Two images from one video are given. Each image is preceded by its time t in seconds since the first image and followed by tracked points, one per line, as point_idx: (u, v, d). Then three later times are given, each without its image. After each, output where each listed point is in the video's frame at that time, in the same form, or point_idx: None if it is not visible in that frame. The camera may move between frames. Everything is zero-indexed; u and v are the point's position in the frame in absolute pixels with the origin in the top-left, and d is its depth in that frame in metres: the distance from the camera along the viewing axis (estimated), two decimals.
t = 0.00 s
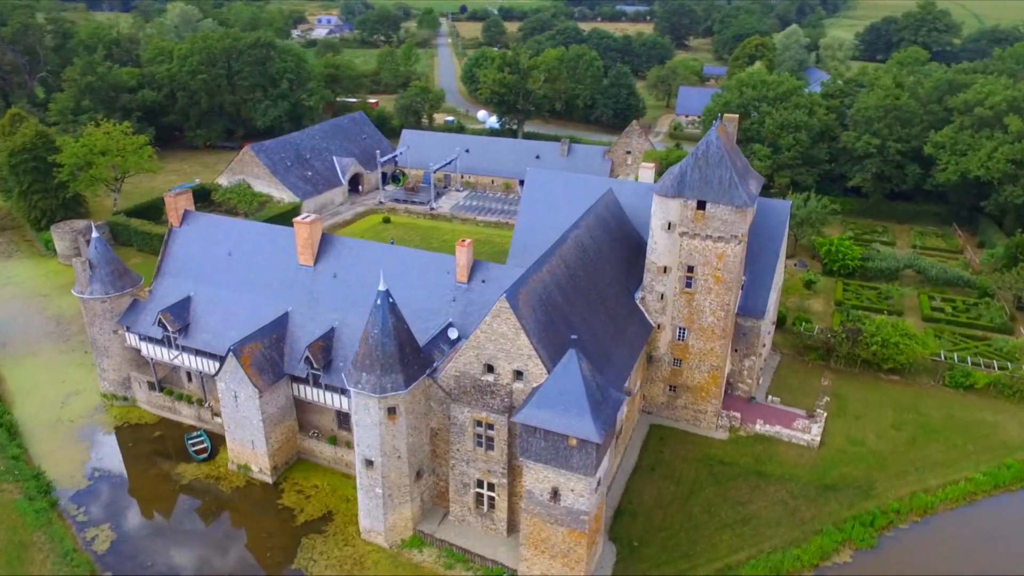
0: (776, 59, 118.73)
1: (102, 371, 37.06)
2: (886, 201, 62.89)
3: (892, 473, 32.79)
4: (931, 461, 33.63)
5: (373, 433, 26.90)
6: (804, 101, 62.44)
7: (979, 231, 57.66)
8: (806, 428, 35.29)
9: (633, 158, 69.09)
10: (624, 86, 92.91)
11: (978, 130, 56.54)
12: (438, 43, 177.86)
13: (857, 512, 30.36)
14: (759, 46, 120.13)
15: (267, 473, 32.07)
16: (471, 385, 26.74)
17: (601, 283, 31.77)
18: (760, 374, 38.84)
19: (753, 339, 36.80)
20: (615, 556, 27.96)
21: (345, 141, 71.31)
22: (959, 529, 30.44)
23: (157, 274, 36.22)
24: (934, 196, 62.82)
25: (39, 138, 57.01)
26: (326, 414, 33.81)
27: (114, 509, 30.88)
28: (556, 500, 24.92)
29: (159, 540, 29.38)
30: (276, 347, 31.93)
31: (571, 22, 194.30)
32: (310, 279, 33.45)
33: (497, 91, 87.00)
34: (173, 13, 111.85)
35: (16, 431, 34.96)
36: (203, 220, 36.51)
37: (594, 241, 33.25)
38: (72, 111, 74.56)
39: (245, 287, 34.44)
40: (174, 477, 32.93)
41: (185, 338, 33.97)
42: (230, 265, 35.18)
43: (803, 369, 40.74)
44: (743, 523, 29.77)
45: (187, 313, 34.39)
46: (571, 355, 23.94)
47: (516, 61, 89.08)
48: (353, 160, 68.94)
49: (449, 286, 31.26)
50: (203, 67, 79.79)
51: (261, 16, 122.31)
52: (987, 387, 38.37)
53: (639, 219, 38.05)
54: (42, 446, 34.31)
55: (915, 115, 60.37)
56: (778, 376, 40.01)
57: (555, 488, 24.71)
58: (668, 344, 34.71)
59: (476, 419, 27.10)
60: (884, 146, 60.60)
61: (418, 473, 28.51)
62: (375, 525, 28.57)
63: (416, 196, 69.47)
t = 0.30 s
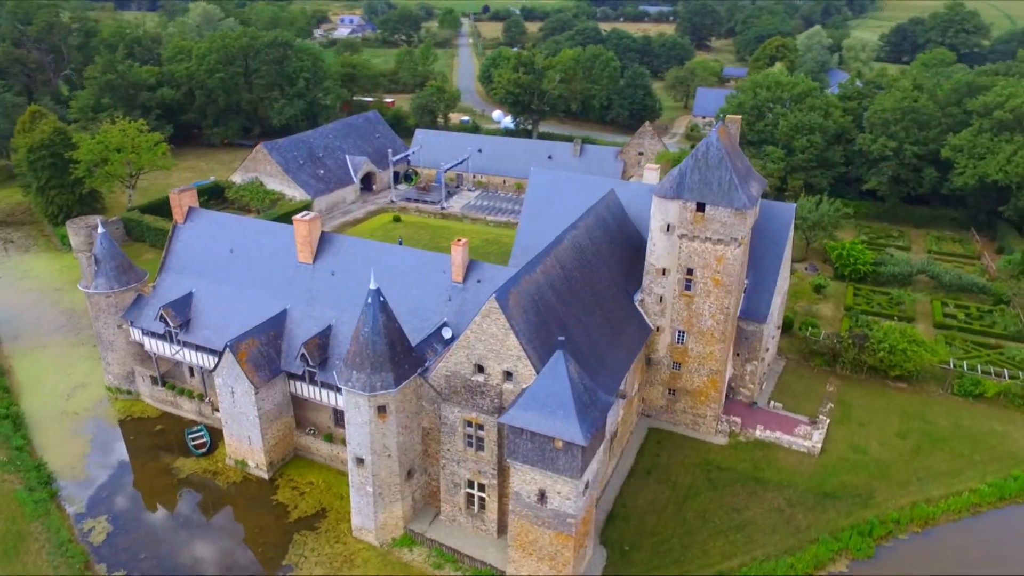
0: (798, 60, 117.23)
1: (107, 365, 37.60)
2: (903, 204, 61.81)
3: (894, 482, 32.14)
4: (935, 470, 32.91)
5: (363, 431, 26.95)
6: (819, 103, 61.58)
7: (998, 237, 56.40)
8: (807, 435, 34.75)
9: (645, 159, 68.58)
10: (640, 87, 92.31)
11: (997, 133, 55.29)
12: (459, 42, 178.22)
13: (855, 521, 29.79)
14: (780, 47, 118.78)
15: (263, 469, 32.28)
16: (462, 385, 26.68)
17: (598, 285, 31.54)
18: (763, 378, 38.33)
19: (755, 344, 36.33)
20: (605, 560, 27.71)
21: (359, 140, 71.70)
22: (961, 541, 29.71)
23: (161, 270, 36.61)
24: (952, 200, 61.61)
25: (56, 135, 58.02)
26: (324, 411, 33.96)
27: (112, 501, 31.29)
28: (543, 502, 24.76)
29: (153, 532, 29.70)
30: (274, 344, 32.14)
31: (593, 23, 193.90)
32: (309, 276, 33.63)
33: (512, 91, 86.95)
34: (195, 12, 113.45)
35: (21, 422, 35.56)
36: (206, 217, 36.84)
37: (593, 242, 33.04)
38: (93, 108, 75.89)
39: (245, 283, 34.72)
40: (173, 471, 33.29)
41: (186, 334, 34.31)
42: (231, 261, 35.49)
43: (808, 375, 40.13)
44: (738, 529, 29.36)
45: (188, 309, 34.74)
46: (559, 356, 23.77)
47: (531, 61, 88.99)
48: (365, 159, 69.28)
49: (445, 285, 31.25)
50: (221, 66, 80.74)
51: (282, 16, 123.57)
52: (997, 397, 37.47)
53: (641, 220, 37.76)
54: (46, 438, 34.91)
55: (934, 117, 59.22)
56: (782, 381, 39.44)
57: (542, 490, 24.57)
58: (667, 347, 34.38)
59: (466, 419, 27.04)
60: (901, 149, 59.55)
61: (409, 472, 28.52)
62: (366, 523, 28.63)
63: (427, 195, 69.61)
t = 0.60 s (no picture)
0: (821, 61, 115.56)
1: (113, 359, 38.16)
2: (921, 209, 60.68)
3: (895, 491, 31.50)
4: (939, 480, 32.20)
5: (354, 429, 27.02)
6: (835, 105, 60.64)
7: (1018, 243, 55.16)
8: (809, 442, 34.20)
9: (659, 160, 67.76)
10: (658, 87, 91.15)
11: (1018, 137, 53.99)
12: (480, 42, 178.44)
13: (854, 531, 29.24)
14: (802, 49, 117.31)
15: (260, 465, 32.53)
16: (452, 385, 26.62)
17: (595, 286, 31.32)
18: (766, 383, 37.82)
19: (758, 348, 35.86)
20: (596, 564, 27.49)
21: (373, 139, 72.03)
22: (963, 553, 29.04)
23: (166, 266, 37.09)
24: (972, 205, 60.33)
25: (75, 131, 59.05)
26: (322, 409, 34.13)
27: (112, 494, 31.72)
28: (530, 504, 24.62)
29: (150, 524, 30.07)
30: (272, 341, 32.40)
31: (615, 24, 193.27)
32: (309, 274, 33.89)
33: (527, 91, 86.80)
34: (218, 12, 114.94)
35: (28, 414, 36.17)
36: (210, 214, 37.24)
37: (592, 243, 32.81)
38: (114, 106, 77.13)
39: (247, 280, 35.04)
40: (172, 465, 33.67)
41: (188, 329, 34.71)
42: (234, 258, 35.85)
43: (814, 381, 39.51)
44: (732, 536, 28.96)
45: (191, 305, 35.13)
46: (546, 358, 23.61)
47: (547, 61, 88.75)
48: (378, 158, 69.59)
49: (441, 285, 31.31)
50: (239, 65, 81.62)
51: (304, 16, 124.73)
52: (1008, 406, 36.57)
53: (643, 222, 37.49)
54: (51, 430, 35.52)
55: (953, 120, 57.95)
56: (786, 386, 38.87)
57: (529, 492, 24.44)
58: (667, 350, 34.04)
59: (457, 419, 26.99)
60: (918, 152, 58.42)
61: (401, 471, 28.53)
62: (357, 521, 28.70)
63: (439, 195, 69.71)
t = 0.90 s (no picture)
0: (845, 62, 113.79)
1: (120, 352, 38.72)
2: (940, 213, 59.45)
3: (897, 501, 30.84)
4: (943, 491, 31.47)
5: (346, 427, 27.08)
6: (852, 107, 59.68)
7: None
8: (811, 449, 33.63)
9: (673, 162, 67.63)
10: (676, 88, 90.15)
11: None
12: (502, 42, 178.52)
13: (852, 541, 28.66)
14: (826, 50, 115.64)
15: (258, 460, 32.77)
16: (444, 384, 26.57)
17: (593, 287, 31.12)
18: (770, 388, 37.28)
19: (760, 353, 35.36)
20: (586, 567, 27.26)
21: (387, 139, 72.34)
22: (965, 566, 28.33)
23: (172, 261, 37.59)
24: (993, 210, 58.95)
25: (94, 128, 60.06)
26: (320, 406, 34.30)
27: (112, 486, 32.16)
28: (518, 505, 24.49)
29: (147, 517, 30.42)
30: (271, 338, 32.66)
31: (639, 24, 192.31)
32: (310, 272, 34.15)
33: (543, 91, 86.64)
34: (240, 11, 116.37)
35: (36, 405, 36.83)
36: (215, 211, 37.67)
37: (592, 244, 32.59)
38: (135, 103, 78.41)
39: (249, 277, 35.39)
40: (173, 459, 34.05)
41: (191, 325, 35.12)
42: (237, 255, 36.23)
43: (820, 387, 38.83)
44: (726, 543, 28.55)
45: (194, 301, 35.52)
46: (534, 360, 23.45)
47: (564, 61, 88.40)
48: (392, 157, 69.87)
49: (438, 285, 31.39)
50: (257, 64, 82.50)
51: (326, 15, 125.77)
52: (1019, 417, 35.64)
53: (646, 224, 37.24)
54: (58, 421, 36.14)
55: (974, 123, 56.61)
56: (791, 392, 38.29)
57: (517, 493, 24.30)
58: (666, 353, 33.69)
59: (448, 419, 26.96)
60: (937, 155, 57.22)
61: (393, 470, 28.56)
62: (350, 519, 28.78)
63: (452, 195, 69.79)
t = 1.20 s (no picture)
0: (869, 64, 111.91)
1: (127, 347, 39.27)
2: (959, 219, 58.21)
3: (898, 512, 30.23)
4: (947, 503, 30.76)
5: (338, 425, 27.16)
6: (869, 109, 58.67)
7: None
8: (813, 457, 33.09)
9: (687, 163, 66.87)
10: (694, 89, 88.85)
11: None
12: (524, 42, 178.43)
13: (850, 551, 28.12)
14: (850, 51, 113.84)
15: (256, 456, 33.02)
16: (435, 385, 26.55)
17: (591, 289, 30.90)
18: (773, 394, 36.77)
19: (763, 359, 34.85)
20: (576, 572, 27.06)
21: (402, 138, 72.62)
22: None
23: (178, 258, 38.05)
24: (1015, 216, 57.56)
25: (112, 125, 61.05)
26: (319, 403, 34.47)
27: (112, 478, 32.58)
28: (505, 508, 24.38)
29: (144, 510, 30.77)
30: (270, 335, 32.90)
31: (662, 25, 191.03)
32: (311, 270, 34.38)
33: (559, 92, 86.46)
34: (263, 11, 117.68)
35: (44, 397, 37.49)
36: (220, 209, 38.09)
37: (591, 246, 32.37)
38: (155, 101, 79.59)
39: (252, 274, 35.70)
40: (173, 453, 34.42)
41: (194, 321, 35.47)
42: (241, 253, 36.59)
43: (825, 395, 38.18)
44: (720, 551, 28.17)
45: (198, 297, 35.92)
46: (521, 362, 23.29)
47: (580, 62, 88.05)
48: (405, 157, 70.12)
49: (435, 285, 31.45)
50: (276, 63, 83.33)
51: (347, 15, 126.60)
52: None
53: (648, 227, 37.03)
54: (64, 414, 36.74)
55: (995, 126, 55.27)
56: (795, 398, 37.72)
57: (503, 496, 24.19)
58: (666, 357, 33.34)
59: (439, 419, 26.93)
60: (957, 159, 55.98)
61: (386, 469, 28.60)
62: (342, 517, 28.87)
63: (465, 195, 69.84)
